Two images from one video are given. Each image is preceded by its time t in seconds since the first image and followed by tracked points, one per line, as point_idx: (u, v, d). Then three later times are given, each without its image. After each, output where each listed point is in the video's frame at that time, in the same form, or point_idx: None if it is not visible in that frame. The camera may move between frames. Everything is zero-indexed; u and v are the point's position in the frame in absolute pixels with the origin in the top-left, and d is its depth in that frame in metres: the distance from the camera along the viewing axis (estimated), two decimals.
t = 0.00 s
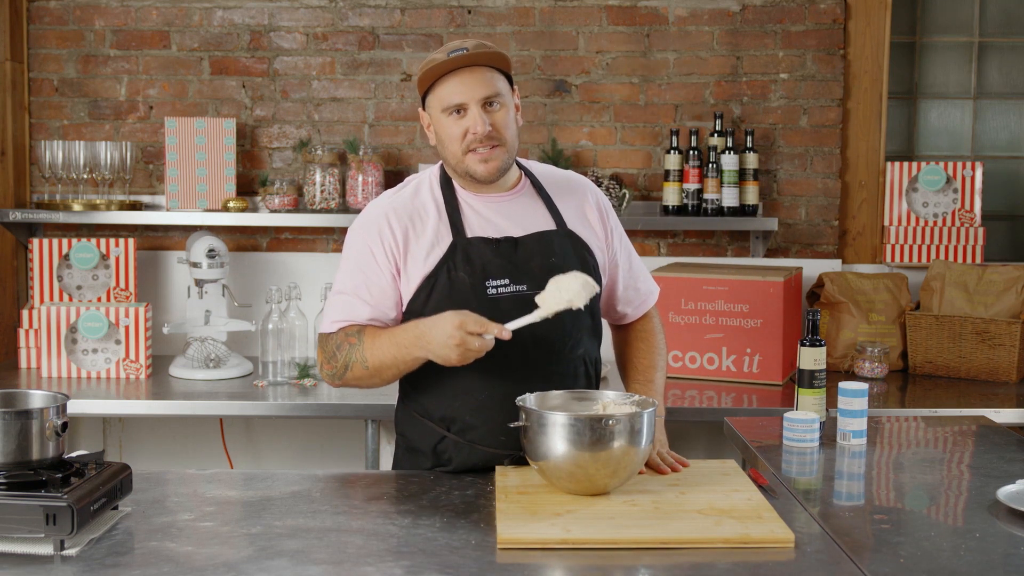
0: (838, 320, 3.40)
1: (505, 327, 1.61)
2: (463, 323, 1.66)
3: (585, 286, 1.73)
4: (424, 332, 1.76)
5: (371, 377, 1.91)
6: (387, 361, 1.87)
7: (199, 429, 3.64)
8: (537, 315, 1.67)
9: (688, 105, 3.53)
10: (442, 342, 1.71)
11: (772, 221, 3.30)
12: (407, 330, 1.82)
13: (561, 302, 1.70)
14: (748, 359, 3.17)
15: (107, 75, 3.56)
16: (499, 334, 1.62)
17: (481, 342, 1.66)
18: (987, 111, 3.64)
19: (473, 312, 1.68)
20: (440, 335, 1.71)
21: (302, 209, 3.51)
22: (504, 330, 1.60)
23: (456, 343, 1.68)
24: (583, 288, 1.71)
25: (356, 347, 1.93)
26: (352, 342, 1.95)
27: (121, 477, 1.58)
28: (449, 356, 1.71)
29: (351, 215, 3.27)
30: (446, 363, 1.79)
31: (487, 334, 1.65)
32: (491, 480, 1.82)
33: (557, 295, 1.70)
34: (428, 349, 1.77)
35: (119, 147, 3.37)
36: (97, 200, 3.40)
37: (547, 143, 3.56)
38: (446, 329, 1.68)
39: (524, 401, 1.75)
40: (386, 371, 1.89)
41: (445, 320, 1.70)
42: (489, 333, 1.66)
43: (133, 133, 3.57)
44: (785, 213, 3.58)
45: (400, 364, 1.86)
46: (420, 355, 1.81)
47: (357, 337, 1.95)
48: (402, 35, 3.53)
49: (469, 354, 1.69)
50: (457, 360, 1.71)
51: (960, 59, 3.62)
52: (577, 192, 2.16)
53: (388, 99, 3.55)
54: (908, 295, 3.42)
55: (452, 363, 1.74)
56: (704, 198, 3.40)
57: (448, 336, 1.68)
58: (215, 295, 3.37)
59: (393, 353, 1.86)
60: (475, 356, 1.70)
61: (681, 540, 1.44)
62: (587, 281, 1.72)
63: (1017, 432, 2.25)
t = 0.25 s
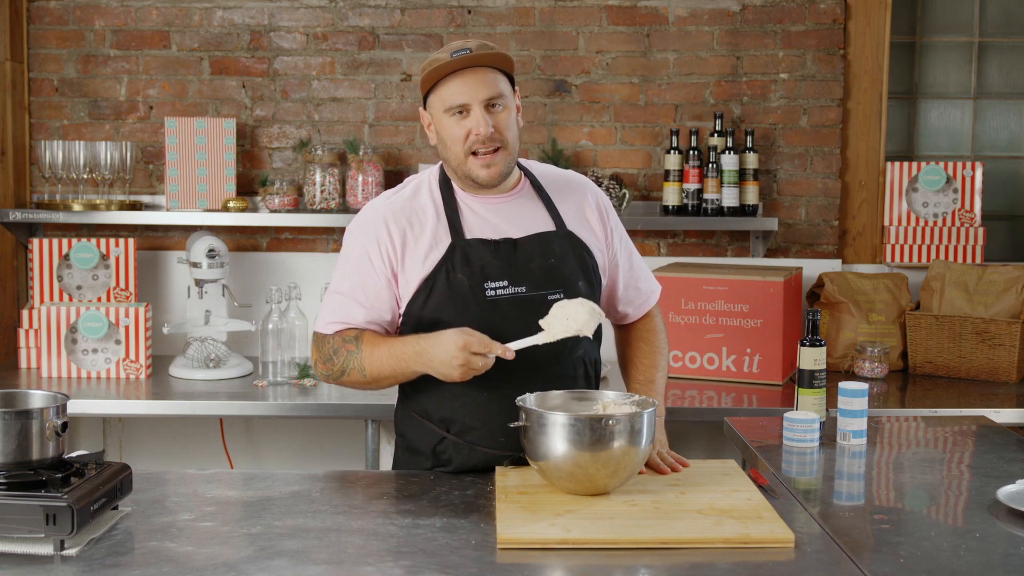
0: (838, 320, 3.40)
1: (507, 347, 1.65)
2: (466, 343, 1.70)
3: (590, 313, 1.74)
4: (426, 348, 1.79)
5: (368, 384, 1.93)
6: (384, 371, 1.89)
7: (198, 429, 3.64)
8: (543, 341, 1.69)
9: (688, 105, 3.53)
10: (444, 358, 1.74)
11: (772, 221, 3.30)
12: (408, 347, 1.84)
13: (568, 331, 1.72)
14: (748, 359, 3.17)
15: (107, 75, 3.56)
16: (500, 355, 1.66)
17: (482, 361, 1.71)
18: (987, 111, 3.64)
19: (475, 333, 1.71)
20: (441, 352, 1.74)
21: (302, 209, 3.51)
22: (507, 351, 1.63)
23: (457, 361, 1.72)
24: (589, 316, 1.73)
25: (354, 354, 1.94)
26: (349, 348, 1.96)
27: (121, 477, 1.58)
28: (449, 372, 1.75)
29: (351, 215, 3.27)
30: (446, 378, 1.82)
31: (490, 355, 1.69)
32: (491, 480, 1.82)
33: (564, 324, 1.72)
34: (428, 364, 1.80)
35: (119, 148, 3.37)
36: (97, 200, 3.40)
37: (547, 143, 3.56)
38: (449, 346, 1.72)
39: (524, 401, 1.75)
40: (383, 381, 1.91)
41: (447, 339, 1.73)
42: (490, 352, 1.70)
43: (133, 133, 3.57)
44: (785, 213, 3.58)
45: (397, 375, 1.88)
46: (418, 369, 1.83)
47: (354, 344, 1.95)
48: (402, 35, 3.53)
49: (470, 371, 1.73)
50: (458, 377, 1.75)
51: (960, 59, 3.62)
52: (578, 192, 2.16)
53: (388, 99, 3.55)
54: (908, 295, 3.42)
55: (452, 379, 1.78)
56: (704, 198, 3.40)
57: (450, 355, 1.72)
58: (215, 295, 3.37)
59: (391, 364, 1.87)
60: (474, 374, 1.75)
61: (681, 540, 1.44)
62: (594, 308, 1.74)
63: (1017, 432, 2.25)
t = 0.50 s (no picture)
0: (838, 320, 3.40)
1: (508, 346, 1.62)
2: (465, 340, 1.67)
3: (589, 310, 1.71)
4: (425, 346, 1.77)
5: (368, 383, 1.93)
6: (384, 370, 1.88)
7: (199, 429, 3.64)
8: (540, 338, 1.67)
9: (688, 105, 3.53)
10: (443, 355, 1.72)
11: (772, 221, 3.30)
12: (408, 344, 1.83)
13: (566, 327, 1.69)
14: (748, 360, 3.17)
15: (107, 75, 3.56)
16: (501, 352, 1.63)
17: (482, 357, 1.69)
18: (987, 111, 3.64)
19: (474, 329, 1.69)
20: (441, 350, 1.72)
21: (302, 209, 3.51)
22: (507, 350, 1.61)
23: (456, 357, 1.69)
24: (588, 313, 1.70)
25: (354, 353, 1.94)
26: (348, 347, 1.95)
27: (121, 477, 1.58)
28: (449, 369, 1.72)
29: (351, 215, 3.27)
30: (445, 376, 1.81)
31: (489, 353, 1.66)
32: (491, 480, 1.82)
33: (563, 321, 1.69)
34: (427, 361, 1.79)
35: (119, 148, 3.37)
36: (97, 200, 3.40)
37: (547, 142, 3.56)
38: (448, 343, 1.70)
39: (524, 401, 1.75)
40: (382, 379, 1.90)
41: (446, 336, 1.71)
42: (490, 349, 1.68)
43: (133, 133, 3.57)
44: (785, 213, 3.58)
45: (397, 374, 1.87)
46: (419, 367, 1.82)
47: (354, 343, 1.95)
48: (402, 35, 3.53)
49: (470, 368, 1.70)
50: (457, 374, 1.73)
51: (960, 59, 3.62)
52: (577, 191, 2.16)
53: (388, 99, 3.55)
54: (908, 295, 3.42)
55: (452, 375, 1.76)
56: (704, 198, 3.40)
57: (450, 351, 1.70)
58: (215, 296, 3.37)
59: (392, 363, 1.86)
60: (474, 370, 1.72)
61: (681, 540, 1.44)
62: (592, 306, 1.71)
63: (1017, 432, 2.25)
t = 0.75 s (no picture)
0: (838, 320, 3.40)
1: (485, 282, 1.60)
2: (444, 282, 1.65)
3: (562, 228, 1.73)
4: (405, 297, 1.74)
5: (349, 350, 1.88)
6: (364, 333, 1.83)
7: (198, 429, 3.64)
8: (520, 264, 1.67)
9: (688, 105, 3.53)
10: (424, 304, 1.69)
11: (772, 221, 3.30)
12: (389, 297, 1.79)
13: (542, 243, 1.70)
14: (748, 359, 3.17)
15: (107, 75, 3.56)
16: (481, 291, 1.61)
17: (461, 300, 1.66)
18: (987, 111, 3.63)
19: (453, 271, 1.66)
20: (420, 299, 1.69)
21: (302, 209, 3.50)
22: (486, 286, 1.59)
23: (437, 303, 1.66)
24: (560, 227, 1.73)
25: (335, 320, 1.90)
26: (330, 316, 1.92)
27: (121, 477, 1.58)
28: (430, 320, 1.69)
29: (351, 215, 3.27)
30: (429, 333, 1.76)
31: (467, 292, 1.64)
32: (491, 480, 1.82)
33: (538, 239, 1.70)
34: (407, 315, 1.74)
35: (118, 148, 3.37)
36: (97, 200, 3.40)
37: (547, 142, 3.56)
38: (428, 290, 1.67)
39: (523, 401, 1.74)
40: (364, 344, 1.85)
41: (426, 281, 1.68)
42: (471, 290, 1.65)
43: (133, 133, 3.57)
44: (785, 213, 3.58)
45: (378, 336, 1.82)
46: (399, 323, 1.77)
47: (337, 311, 1.92)
48: (402, 35, 3.53)
49: (452, 316, 1.67)
50: (440, 323, 1.69)
51: (960, 59, 3.62)
52: (577, 191, 2.17)
53: (388, 99, 3.55)
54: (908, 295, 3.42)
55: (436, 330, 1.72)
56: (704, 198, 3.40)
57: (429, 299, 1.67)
58: (215, 295, 3.36)
59: (373, 323, 1.81)
60: (458, 320, 1.69)
61: (681, 540, 1.43)
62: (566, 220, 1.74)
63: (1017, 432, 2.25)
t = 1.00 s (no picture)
0: (838, 320, 3.40)
1: (491, 286, 1.60)
2: (449, 284, 1.65)
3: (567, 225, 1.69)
4: (411, 300, 1.73)
5: (355, 353, 1.88)
6: (369, 336, 1.83)
7: (198, 429, 3.64)
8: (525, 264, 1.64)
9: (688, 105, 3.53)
10: (428, 307, 1.68)
11: (771, 221, 3.30)
12: (394, 300, 1.79)
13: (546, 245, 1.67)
14: (748, 359, 3.17)
15: (107, 75, 3.56)
16: (486, 292, 1.60)
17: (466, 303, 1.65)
18: (987, 111, 3.63)
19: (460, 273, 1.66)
20: (425, 302, 1.68)
21: (302, 209, 3.50)
22: (492, 288, 1.58)
23: (441, 305, 1.65)
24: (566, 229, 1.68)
25: (340, 324, 1.91)
26: (336, 319, 1.92)
27: (121, 477, 1.58)
28: (433, 322, 1.68)
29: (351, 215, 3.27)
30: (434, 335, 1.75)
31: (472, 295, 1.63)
32: (491, 480, 1.82)
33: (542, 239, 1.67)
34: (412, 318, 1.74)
35: (118, 148, 3.37)
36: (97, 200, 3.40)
37: (547, 142, 3.56)
38: (432, 292, 1.66)
39: (523, 401, 1.75)
40: (370, 347, 1.85)
41: (431, 284, 1.68)
42: (476, 293, 1.64)
43: (133, 133, 3.57)
44: (785, 213, 3.58)
45: (383, 339, 1.82)
46: (405, 325, 1.77)
47: (342, 314, 1.92)
48: (402, 35, 3.53)
49: (456, 319, 1.66)
50: (444, 326, 1.68)
51: (960, 59, 3.62)
52: (577, 193, 2.17)
53: (388, 99, 3.55)
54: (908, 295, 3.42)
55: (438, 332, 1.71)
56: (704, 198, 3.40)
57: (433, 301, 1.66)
58: (215, 295, 3.36)
59: (378, 326, 1.81)
60: (461, 323, 1.68)
61: (681, 540, 1.43)
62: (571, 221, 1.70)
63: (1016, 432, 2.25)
